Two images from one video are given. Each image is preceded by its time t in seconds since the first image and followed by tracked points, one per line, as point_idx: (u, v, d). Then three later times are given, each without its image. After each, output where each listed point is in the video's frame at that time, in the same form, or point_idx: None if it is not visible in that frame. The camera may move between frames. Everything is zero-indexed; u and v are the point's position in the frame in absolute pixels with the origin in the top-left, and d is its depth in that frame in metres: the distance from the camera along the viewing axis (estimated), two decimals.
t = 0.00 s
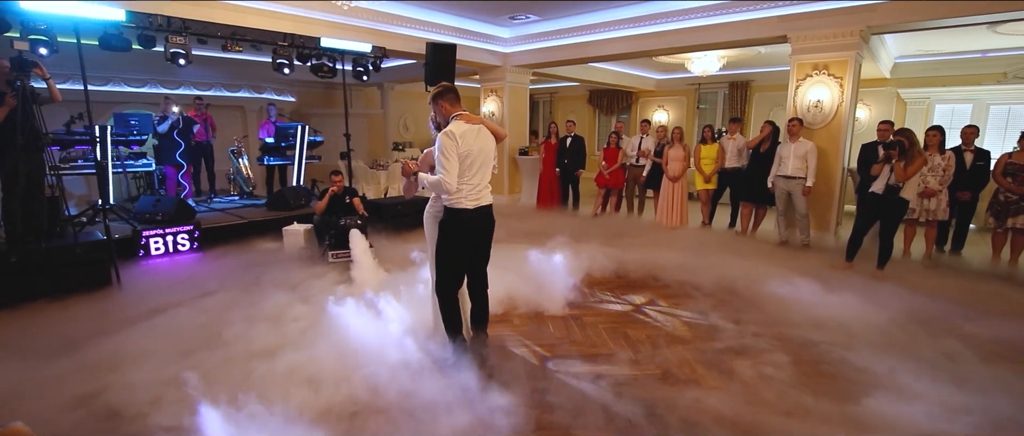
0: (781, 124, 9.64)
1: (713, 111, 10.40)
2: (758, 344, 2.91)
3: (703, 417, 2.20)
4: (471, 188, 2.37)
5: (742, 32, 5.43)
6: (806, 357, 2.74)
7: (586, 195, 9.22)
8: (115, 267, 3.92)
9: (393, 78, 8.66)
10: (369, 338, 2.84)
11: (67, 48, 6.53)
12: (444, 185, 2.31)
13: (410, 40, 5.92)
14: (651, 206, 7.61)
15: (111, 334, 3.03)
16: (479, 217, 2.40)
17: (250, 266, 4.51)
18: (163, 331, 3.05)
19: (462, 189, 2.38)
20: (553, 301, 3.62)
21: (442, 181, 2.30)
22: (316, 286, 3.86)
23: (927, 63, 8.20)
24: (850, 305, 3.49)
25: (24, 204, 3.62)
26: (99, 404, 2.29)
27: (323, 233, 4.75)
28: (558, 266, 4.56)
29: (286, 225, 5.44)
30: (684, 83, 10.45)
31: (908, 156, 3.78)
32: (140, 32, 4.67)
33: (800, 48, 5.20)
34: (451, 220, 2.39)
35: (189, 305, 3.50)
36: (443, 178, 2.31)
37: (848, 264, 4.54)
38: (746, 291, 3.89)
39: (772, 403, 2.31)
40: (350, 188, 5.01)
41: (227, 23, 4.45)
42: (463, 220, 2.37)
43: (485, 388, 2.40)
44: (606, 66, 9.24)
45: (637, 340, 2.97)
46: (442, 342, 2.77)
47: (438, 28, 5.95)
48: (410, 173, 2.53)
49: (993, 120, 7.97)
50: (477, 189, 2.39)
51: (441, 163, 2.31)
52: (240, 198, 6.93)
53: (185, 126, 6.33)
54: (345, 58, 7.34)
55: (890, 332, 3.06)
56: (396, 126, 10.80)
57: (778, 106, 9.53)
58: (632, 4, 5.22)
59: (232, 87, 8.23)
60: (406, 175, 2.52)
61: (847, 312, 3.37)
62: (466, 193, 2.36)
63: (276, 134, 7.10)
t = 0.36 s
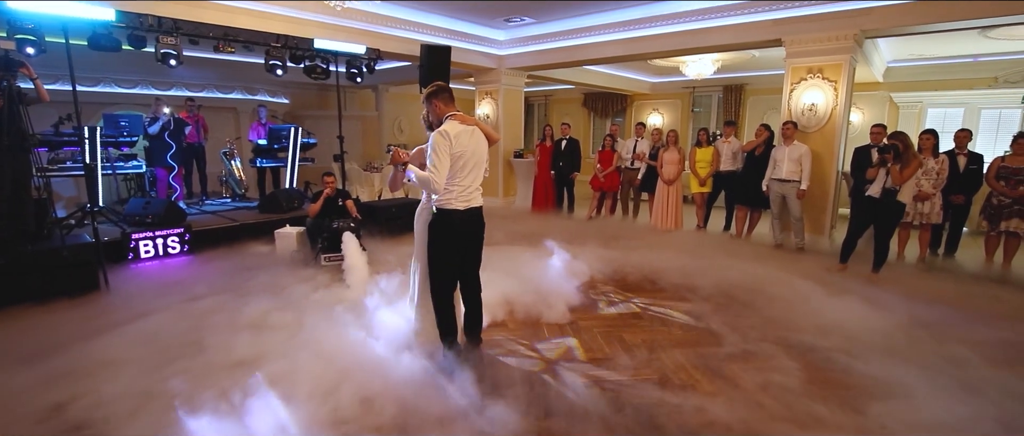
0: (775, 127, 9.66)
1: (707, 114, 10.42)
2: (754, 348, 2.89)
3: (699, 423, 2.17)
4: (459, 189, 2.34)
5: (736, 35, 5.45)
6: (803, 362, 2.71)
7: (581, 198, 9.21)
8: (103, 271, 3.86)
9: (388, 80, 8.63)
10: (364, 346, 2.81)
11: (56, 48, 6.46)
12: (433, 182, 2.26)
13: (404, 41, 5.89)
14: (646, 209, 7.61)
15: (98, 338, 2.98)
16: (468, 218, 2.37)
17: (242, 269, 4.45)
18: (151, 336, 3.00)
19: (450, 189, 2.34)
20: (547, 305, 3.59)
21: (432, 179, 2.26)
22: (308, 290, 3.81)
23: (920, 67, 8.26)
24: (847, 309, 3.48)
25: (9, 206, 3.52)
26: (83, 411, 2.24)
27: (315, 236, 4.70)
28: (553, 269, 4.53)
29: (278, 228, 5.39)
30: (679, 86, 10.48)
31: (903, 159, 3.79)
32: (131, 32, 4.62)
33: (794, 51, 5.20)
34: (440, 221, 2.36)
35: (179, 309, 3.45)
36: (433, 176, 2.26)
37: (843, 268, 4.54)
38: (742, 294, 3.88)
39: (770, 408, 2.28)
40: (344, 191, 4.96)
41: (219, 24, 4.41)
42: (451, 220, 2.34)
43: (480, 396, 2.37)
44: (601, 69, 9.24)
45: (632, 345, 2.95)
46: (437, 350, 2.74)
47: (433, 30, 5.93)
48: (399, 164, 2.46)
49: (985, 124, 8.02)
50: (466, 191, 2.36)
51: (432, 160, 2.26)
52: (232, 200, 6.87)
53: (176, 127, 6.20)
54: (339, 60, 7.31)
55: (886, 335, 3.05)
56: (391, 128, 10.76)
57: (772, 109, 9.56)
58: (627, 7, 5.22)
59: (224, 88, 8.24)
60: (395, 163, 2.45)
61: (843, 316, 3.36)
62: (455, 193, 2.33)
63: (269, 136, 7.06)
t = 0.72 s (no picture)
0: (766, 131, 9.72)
1: (698, 118, 10.46)
2: (748, 353, 2.88)
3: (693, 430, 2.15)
4: (466, 193, 2.31)
5: (728, 39, 5.46)
6: (798, 367, 2.71)
7: (573, 202, 9.19)
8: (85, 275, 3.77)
9: (379, 82, 8.57)
10: (358, 354, 2.76)
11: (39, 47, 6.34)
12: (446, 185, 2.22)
13: (396, 43, 5.85)
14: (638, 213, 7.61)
15: (79, 345, 2.90)
16: (468, 223, 2.31)
17: (229, 273, 4.38)
18: (135, 343, 2.93)
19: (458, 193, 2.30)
20: (540, 309, 3.56)
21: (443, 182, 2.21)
22: (297, 296, 3.75)
23: (908, 72, 8.34)
24: (840, 314, 3.48)
25: None
26: (63, 421, 2.18)
27: (305, 239, 4.63)
28: (545, 273, 4.50)
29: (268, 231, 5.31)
30: (670, 90, 10.51)
31: (896, 166, 3.78)
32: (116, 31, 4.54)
33: (786, 56, 5.22)
34: (443, 228, 2.30)
35: (163, 315, 3.38)
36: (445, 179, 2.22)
37: (835, 272, 4.56)
38: (735, 298, 3.87)
39: (767, 415, 2.26)
40: (334, 193, 4.90)
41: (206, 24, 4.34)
42: (454, 227, 2.28)
43: (474, 405, 2.33)
44: (593, 72, 9.25)
45: (626, 351, 2.92)
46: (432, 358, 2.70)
47: (425, 32, 5.89)
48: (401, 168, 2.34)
49: (971, 129, 8.11)
50: (471, 197, 2.34)
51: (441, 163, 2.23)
52: (220, 203, 6.77)
53: (164, 128, 6.09)
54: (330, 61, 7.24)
55: (878, 339, 3.05)
56: (382, 130, 10.68)
57: (762, 114, 9.62)
58: (620, 10, 5.21)
59: (213, 89, 8.15)
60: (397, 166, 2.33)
61: (835, 320, 3.36)
62: (462, 198, 2.29)
63: (259, 138, 6.99)
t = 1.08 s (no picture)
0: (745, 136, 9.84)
1: (678, 121, 10.54)
2: (736, 359, 2.87)
3: None
4: (458, 209, 2.23)
5: (711, 44, 5.50)
6: (788, 375, 2.69)
7: (556, 205, 9.17)
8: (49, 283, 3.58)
9: (359, 83, 8.44)
10: (343, 367, 2.66)
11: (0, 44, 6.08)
12: (432, 217, 2.13)
13: (377, 43, 5.75)
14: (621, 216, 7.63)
15: (41, 359, 2.74)
16: (464, 237, 2.23)
17: (204, 280, 4.23)
18: (102, 357, 2.79)
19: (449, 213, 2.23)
20: (526, 314, 3.52)
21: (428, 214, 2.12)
22: (275, 304, 3.62)
23: (882, 79, 8.53)
24: (825, 319, 3.49)
25: None
26: None
27: (283, 244, 4.50)
28: (530, 277, 4.46)
29: (243, 236, 5.15)
30: (651, 94, 10.59)
31: (881, 173, 3.80)
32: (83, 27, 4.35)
33: (767, 61, 5.28)
34: (436, 245, 2.21)
35: (134, 325, 3.23)
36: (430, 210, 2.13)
37: (817, 276, 4.60)
38: (719, 302, 3.88)
39: (759, 424, 2.24)
40: (313, 197, 4.77)
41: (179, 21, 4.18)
42: (450, 245, 2.20)
43: (463, 421, 2.25)
44: (575, 76, 9.26)
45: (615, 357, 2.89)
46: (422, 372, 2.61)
47: (407, 33, 5.81)
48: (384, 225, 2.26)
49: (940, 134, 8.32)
50: (464, 210, 2.25)
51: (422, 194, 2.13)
52: (194, 206, 6.55)
53: (133, 129, 5.87)
54: (309, 61, 7.10)
55: (862, 343, 3.09)
56: (362, 132, 10.52)
57: (741, 118, 9.75)
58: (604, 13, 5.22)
59: (187, 89, 7.91)
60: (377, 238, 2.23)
61: (819, 324, 3.39)
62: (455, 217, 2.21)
63: (235, 140, 6.80)
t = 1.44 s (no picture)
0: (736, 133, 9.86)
1: (670, 119, 10.53)
2: (735, 360, 2.85)
3: None
4: (435, 206, 2.15)
5: (704, 41, 5.46)
6: (792, 377, 2.65)
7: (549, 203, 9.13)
8: (30, 291, 3.46)
9: (348, 82, 8.32)
10: (337, 377, 2.58)
11: None
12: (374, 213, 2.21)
13: (366, 41, 5.66)
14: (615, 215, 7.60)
15: (23, 370, 2.65)
16: (460, 234, 2.17)
17: (192, 285, 4.14)
18: (88, 366, 2.71)
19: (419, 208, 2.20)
20: (523, 315, 3.47)
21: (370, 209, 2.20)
22: (266, 310, 3.53)
23: (872, 76, 8.57)
24: (824, 318, 3.47)
25: None
26: None
27: (274, 246, 4.41)
28: (525, 277, 4.41)
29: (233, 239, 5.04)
30: (642, 91, 10.57)
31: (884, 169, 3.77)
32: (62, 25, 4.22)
33: (760, 58, 5.26)
34: (428, 242, 2.16)
35: (121, 333, 3.14)
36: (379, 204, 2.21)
37: (813, 273, 4.59)
38: (717, 301, 3.86)
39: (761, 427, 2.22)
40: (303, 198, 4.68)
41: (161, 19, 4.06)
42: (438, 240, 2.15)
43: (462, 429, 2.19)
44: (567, 74, 9.22)
45: (614, 359, 2.86)
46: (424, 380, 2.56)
47: (397, 31, 5.72)
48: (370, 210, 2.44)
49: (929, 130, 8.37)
50: (441, 206, 2.15)
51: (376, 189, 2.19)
52: (180, 208, 6.41)
53: (117, 130, 5.73)
54: (297, 60, 6.99)
55: (860, 341, 3.08)
56: (352, 132, 10.40)
57: (732, 115, 9.77)
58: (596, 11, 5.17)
59: (173, 89, 7.76)
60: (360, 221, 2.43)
61: (817, 323, 3.38)
62: (430, 214, 2.15)
63: (222, 140, 6.67)
